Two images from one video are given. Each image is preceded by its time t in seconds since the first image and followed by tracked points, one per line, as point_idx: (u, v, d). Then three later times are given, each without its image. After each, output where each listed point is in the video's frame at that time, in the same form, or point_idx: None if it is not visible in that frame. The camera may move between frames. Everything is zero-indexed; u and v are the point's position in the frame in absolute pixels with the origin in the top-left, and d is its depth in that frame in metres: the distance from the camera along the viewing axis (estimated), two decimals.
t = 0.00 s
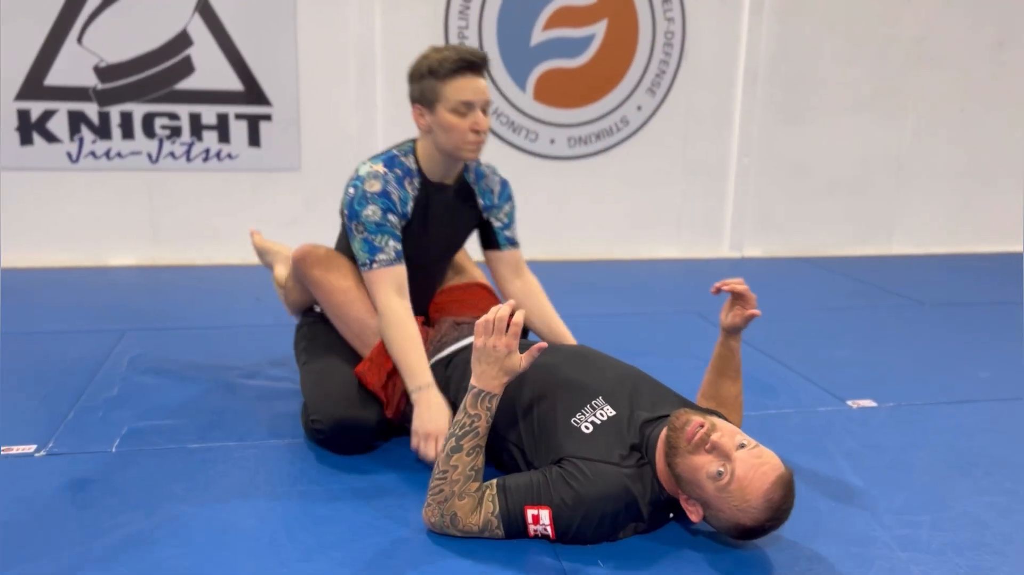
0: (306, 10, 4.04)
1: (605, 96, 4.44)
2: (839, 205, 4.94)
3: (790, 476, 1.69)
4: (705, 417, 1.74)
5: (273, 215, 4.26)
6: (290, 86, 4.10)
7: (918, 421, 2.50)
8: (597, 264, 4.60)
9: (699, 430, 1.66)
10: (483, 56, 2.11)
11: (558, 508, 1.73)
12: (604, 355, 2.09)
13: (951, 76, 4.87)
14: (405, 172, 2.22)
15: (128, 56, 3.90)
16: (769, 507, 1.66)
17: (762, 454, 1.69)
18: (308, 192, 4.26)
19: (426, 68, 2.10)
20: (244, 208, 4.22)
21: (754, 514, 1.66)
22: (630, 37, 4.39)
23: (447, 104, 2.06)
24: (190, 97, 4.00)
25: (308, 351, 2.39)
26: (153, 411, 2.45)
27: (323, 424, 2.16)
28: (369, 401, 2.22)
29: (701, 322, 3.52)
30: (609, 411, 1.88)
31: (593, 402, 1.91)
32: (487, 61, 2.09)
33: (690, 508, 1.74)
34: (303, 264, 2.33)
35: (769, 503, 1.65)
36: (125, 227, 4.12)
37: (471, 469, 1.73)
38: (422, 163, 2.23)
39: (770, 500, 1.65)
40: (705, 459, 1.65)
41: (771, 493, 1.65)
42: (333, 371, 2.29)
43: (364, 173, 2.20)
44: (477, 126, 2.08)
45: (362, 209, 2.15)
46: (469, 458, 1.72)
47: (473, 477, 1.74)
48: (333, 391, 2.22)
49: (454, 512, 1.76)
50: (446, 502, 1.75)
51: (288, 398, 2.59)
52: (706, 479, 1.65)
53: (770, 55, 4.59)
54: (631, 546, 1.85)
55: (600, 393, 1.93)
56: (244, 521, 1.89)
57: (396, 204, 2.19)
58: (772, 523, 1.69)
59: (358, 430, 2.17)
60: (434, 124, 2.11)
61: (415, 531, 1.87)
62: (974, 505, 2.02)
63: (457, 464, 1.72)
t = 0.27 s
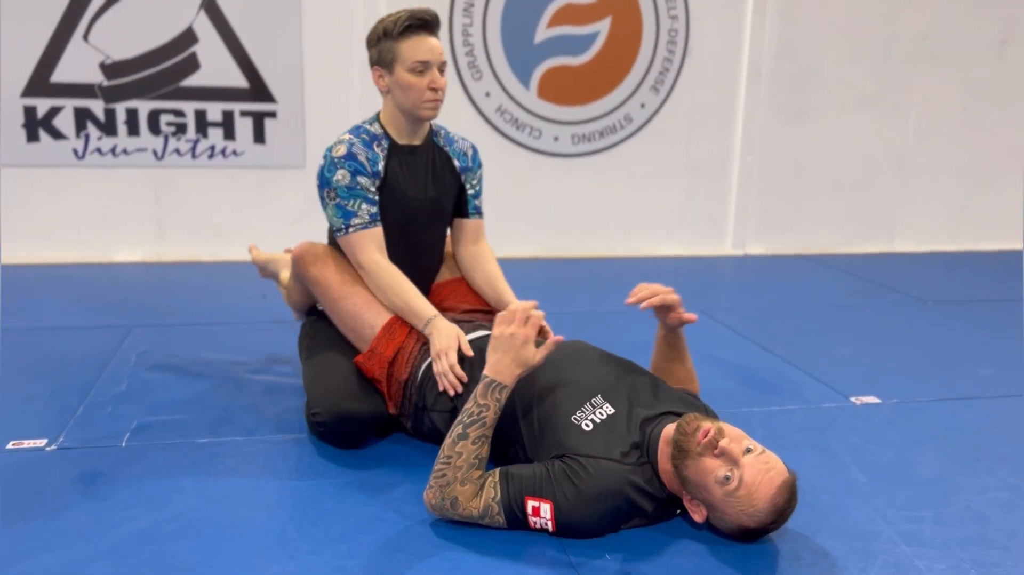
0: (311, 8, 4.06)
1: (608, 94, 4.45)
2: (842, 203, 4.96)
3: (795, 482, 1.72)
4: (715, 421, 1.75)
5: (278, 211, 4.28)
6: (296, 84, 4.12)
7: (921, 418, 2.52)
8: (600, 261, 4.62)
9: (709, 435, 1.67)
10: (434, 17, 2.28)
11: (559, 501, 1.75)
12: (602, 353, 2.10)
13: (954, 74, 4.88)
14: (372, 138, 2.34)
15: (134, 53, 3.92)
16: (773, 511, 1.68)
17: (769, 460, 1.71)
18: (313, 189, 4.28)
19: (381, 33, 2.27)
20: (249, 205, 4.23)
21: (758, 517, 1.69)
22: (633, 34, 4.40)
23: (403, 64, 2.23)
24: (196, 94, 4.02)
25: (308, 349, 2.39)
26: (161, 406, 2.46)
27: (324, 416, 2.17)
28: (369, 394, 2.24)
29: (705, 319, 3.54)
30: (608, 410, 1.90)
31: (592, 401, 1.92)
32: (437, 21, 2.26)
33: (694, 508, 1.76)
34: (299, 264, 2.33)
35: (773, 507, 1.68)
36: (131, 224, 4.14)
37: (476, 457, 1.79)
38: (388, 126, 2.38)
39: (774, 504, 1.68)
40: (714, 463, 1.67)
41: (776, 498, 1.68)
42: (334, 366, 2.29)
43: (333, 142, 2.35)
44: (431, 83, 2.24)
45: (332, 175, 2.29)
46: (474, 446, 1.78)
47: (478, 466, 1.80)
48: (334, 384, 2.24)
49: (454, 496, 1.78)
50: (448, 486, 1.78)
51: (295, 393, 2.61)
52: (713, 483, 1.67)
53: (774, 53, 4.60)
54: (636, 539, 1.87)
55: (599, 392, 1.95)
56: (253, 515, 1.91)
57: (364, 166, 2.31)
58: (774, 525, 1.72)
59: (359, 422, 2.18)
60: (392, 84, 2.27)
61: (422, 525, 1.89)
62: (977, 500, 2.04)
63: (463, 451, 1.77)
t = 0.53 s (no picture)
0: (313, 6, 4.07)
1: (609, 92, 4.47)
2: (843, 201, 4.97)
3: (801, 478, 1.75)
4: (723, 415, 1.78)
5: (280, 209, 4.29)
6: (298, 82, 4.13)
7: (921, 416, 2.53)
8: (601, 259, 4.63)
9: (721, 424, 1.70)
10: (442, 18, 2.23)
11: (562, 498, 1.77)
12: (603, 351, 2.10)
13: (955, 72, 4.89)
14: (380, 141, 2.30)
15: (136, 51, 3.93)
16: (780, 505, 1.70)
17: (777, 454, 1.74)
18: (315, 187, 4.29)
19: (388, 34, 2.22)
20: (251, 202, 4.25)
21: (766, 510, 1.70)
22: (634, 33, 4.40)
23: (411, 66, 2.18)
24: (198, 92, 4.03)
25: (312, 347, 2.41)
26: (165, 402, 2.48)
27: (326, 416, 2.19)
28: (373, 395, 2.25)
29: (705, 318, 3.55)
30: (609, 407, 1.91)
31: (594, 398, 1.94)
32: (446, 24, 2.21)
33: (699, 503, 1.76)
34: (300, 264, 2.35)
35: (782, 501, 1.69)
36: (134, 221, 4.15)
37: (481, 456, 1.81)
38: (395, 129, 2.33)
39: (782, 498, 1.69)
40: (724, 453, 1.69)
41: (785, 491, 1.69)
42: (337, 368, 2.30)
43: (339, 143, 2.30)
44: (439, 87, 2.19)
45: (339, 180, 2.26)
46: (480, 445, 1.80)
47: (482, 463, 1.82)
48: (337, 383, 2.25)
49: (458, 493, 1.79)
50: (452, 483, 1.80)
51: (297, 390, 2.62)
52: (724, 473, 1.68)
53: (774, 52, 4.61)
54: (637, 535, 1.88)
55: (600, 390, 1.96)
56: (257, 511, 1.92)
57: (372, 172, 2.28)
58: (779, 521, 1.73)
59: (360, 423, 2.19)
60: (399, 85, 2.22)
61: (424, 521, 1.90)
62: (975, 497, 2.05)
63: (469, 448, 1.80)
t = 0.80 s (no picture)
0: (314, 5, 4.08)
1: (610, 91, 4.47)
2: (843, 200, 4.97)
3: (810, 470, 1.77)
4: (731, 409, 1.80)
5: (281, 208, 4.30)
6: (299, 81, 4.13)
7: (921, 414, 2.54)
8: (602, 258, 4.64)
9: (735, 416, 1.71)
10: (476, 24, 2.19)
11: (568, 491, 1.77)
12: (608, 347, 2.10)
13: (955, 72, 4.89)
14: (403, 145, 2.29)
15: (138, 50, 3.94)
16: (793, 497, 1.70)
17: (787, 448, 1.75)
18: (316, 185, 4.30)
19: (420, 37, 2.17)
20: (252, 201, 4.26)
21: (779, 503, 1.71)
22: (635, 31, 4.41)
23: (443, 72, 2.14)
24: (199, 91, 4.04)
25: (320, 344, 2.41)
26: (167, 400, 2.49)
27: (329, 418, 2.18)
28: (378, 403, 2.26)
29: (706, 316, 3.56)
30: (614, 405, 1.91)
31: (598, 396, 1.94)
32: (481, 31, 2.17)
33: (710, 498, 1.75)
34: (311, 260, 2.35)
35: (794, 493, 1.70)
36: (135, 220, 4.16)
37: (492, 442, 1.82)
38: (419, 132, 2.31)
39: (795, 490, 1.70)
40: (738, 445, 1.70)
41: (798, 483, 1.70)
42: (343, 370, 2.30)
43: (362, 144, 2.28)
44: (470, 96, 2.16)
45: (359, 182, 2.25)
46: (493, 432, 1.81)
47: (491, 450, 1.83)
48: (341, 386, 2.26)
49: (464, 475, 1.81)
50: (460, 465, 1.81)
51: (299, 388, 2.63)
52: (738, 463, 1.68)
53: (774, 51, 4.61)
54: (636, 531, 1.89)
55: (605, 387, 1.96)
56: (259, 508, 1.93)
57: (392, 175, 2.27)
58: (790, 515, 1.73)
59: (362, 428, 2.19)
60: (429, 89, 2.18)
61: (426, 519, 1.91)
62: (973, 495, 2.06)
63: (480, 434, 1.81)
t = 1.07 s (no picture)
0: (314, 4, 4.08)
1: (610, 90, 4.47)
2: (843, 199, 4.97)
3: (816, 466, 1.78)
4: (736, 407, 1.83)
5: (281, 207, 4.30)
6: (299, 80, 4.14)
7: (920, 413, 2.54)
8: (601, 257, 4.64)
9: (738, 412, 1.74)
10: (482, 31, 2.18)
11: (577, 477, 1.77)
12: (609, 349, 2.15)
13: (956, 70, 4.89)
14: (402, 149, 2.28)
15: (138, 49, 3.94)
16: (799, 491, 1.71)
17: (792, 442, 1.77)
18: (315, 184, 4.30)
19: (426, 43, 2.16)
20: (252, 200, 4.26)
21: (786, 497, 1.72)
22: (635, 30, 4.41)
23: (449, 78, 2.13)
24: (199, 90, 4.04)
25: (314, 346, 2.42)
26: (166, 399, 2.49)
27: (326, 416, 2.19)
28: (375, 401, 2.27)
29: (706, 315, 3.56)
30: (616, 402, 1.96)
31: (601, 393, 1.98)
32: (488, 38, 2.17)
33: (718, 495, 1.76)
34: (305, 264, 2.36)
35: (800, 486, 1.71)
36: (135, 219, 4.16)
37: (520, 411, 1.82)
38: (419, 137, 2.30)
39: (801, 484, 1.71)
40: (743, 439, 1.72)
41: (804, 477, 1.71)
42: (340, 372, 2.30)
43: (361, 146, 2.28)
44: (474, 103, 2.16)
45: (356, 184, 2.24)
46: (528, 402, 1.82)
47: (515, 420, 1.81)
48: (339, 387, 2.25)
49: (484, 428, 1.78)
50: (483, 417, 1.79)
51: (298, 386, 2.64)
52: (744, 457, 1.70)
53: (775, 49, 4.61)
54: (634, 529, 1.89)
55: (604, 385, 2.01)
56: (258, 506, 1.93)
57: (390, 179, 2.26)
58: (797, 510, 1.74)
59: (359, 426, 2.20)
60: (433, 95, 2.17)
61: (425, 518, 1.91)
62: (972, 494, 2.06)
63: (516, 398, 1.82)
